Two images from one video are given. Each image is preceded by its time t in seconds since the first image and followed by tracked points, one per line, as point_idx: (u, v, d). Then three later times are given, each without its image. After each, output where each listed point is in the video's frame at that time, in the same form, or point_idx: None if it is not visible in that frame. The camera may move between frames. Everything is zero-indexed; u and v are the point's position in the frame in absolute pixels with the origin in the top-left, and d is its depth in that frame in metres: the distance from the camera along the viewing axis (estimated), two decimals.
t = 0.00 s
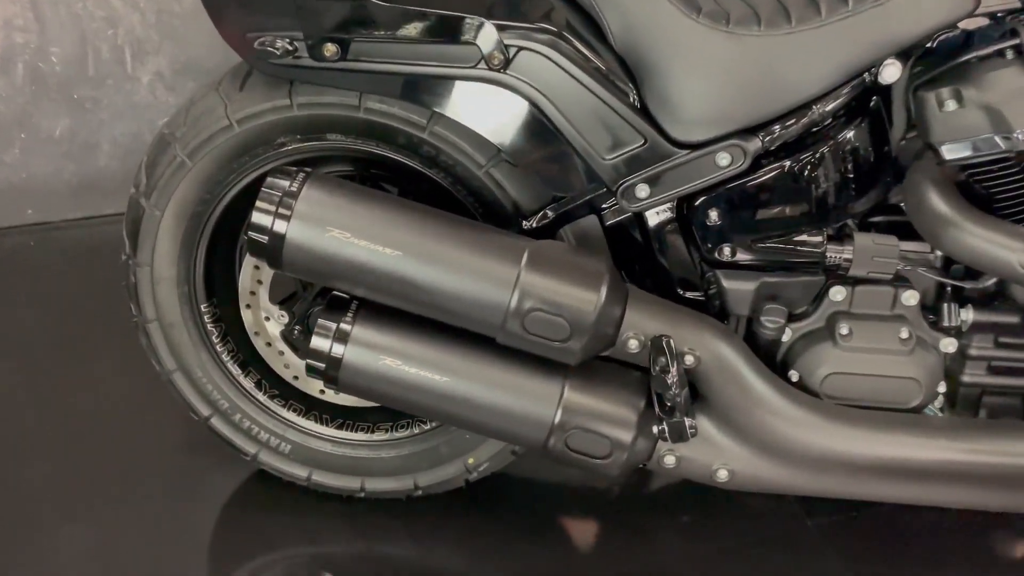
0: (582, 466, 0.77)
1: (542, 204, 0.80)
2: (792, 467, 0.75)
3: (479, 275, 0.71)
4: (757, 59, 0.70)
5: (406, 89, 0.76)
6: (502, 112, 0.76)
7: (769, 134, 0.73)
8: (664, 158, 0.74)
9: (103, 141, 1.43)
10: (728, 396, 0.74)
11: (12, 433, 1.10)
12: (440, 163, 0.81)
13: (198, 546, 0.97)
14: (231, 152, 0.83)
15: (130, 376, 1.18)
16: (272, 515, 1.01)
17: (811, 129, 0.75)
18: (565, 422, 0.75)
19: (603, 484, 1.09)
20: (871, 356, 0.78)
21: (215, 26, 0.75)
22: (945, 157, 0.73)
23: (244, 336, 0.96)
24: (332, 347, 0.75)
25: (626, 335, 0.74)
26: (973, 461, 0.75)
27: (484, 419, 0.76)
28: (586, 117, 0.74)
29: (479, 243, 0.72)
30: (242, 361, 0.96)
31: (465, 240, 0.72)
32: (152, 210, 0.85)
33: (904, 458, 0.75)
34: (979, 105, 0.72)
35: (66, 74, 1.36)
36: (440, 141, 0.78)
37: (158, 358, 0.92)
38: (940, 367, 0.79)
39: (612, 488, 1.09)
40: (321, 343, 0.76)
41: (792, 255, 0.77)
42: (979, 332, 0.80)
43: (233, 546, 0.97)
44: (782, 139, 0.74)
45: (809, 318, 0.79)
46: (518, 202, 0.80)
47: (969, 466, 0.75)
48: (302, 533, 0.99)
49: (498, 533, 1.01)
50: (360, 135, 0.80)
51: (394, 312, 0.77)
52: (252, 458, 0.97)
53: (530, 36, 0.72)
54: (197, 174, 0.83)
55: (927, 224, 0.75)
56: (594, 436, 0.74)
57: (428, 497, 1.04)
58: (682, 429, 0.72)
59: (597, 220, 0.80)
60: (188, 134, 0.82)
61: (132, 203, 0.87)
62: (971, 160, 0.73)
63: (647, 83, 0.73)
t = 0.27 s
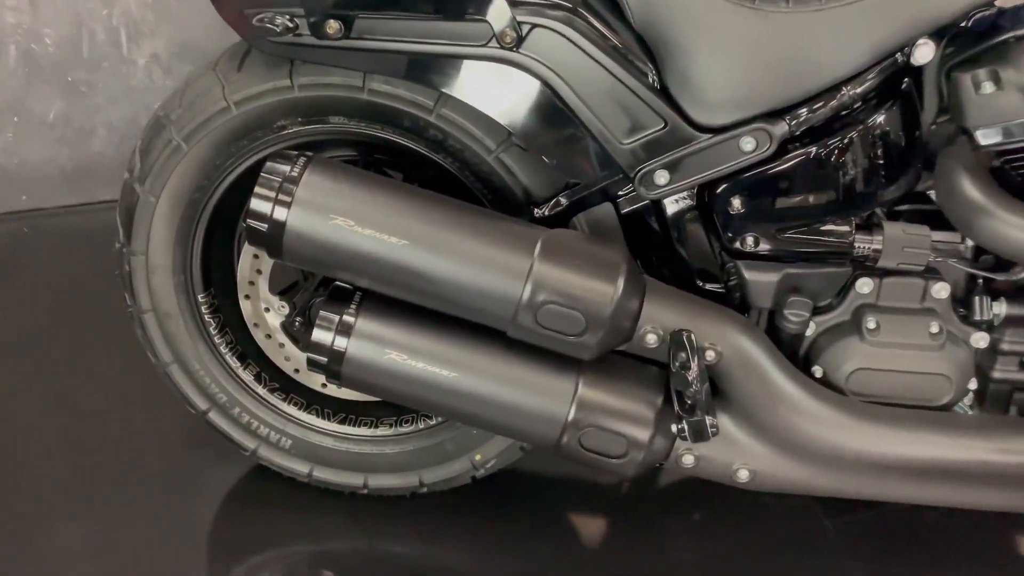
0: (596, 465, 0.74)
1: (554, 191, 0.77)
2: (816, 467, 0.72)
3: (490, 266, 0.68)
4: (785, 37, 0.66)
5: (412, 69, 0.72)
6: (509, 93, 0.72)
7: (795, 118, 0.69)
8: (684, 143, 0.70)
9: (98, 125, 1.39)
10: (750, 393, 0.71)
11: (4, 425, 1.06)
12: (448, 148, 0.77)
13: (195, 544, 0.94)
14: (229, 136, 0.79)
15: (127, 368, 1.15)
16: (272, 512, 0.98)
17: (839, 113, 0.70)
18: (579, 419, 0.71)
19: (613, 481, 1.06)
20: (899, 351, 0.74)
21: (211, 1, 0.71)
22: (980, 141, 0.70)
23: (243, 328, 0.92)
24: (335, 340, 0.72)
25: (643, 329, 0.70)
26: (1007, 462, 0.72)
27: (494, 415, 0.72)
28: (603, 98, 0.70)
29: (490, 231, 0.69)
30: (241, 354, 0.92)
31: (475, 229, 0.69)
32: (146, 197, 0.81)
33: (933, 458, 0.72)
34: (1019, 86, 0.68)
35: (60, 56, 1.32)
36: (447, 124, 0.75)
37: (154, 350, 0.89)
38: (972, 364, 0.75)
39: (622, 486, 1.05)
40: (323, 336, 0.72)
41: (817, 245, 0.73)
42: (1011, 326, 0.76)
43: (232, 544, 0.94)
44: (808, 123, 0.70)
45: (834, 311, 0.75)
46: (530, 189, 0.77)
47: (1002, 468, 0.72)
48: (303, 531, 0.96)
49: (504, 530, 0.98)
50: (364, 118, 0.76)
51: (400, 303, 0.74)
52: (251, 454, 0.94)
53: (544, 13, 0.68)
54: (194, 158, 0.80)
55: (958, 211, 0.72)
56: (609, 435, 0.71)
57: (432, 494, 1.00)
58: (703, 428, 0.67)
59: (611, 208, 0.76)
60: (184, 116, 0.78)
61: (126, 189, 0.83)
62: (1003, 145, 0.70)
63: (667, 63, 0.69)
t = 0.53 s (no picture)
0: (608, 468, 0.71)
1: (564, 183, 0.74)
2: (836, 470, 0.69)
3: (498, 262, 0.65)
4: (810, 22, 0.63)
5: (416, 54, 0.69)
6: (517, 80, 0.70)
7: (821, 107, 0.66)
8: (702, 133, 0.67)
9: (93, 113, 1.35)
10: (769, 394, 0.68)
11: None
12: (454, 138, 0.74)
13: (193, 544, 0.91)
14: (226, 124, 0.76)
15: (123, 363, 1.12)
16: (272, 511, 0.95)
17: (865, 102, 0.68)
18: (591, 421, 0.68)
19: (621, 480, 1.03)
20: (923, 350, 0.72)
21: None
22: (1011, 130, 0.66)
23: (241, 323, 0.90)
24: (337, 339, 0.69)
25: (658, 327, 0.68)
26: None
27: (502, 416, 0.70)
28: (617, 86, 0.66)
29: (499, 225, 0.66)
30: (239, 350, 0.89)
31: (484, 223, 0.66)
32: (140, 187, 0.78)
33: (958, 462, 0.69)
34: None
35: (53, 41, 1.28)
36: (453, 113, 0.71)
37: (149, 346, 0.86)
38: (998, 363, 0.73)
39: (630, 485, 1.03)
40: (324, 333, 0.70)
41: (840, 240, 0.70)
42: None
43: (231, 545, 0.91)
44: (830, 113, 0.66)
45: (855, 309, 0.73)
46: (539, 181, 0.74)
47: None
48: (304, 531, 0.93)
49: (512, 530, 0.95)
50: (367, 107, 0.74)
51: (405, 300, 0.71)
52: (250, 452, 0.91)
53: None
54: (189, 147, 0.77)
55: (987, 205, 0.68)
56: (622, 437, 0.68)
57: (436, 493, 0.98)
58: (720, 430, 0.64)
59: (624, 200, 0.73)
60: (179, 103, 0.75)
61: (119, 180, 0.80)
62: None
63: (685, 49, 0.66)
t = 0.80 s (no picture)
0: (620, 470, 0.68)
1: (574, 173, 0.71)
2: (856, 472, 0.67)
3: (507, 256, 0.62)
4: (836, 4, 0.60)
5: (418, 38, 0.64)
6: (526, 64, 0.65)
7: (846, 93, 0.63)
8: (720, 121, 0.64)
9: (87, 100, 1.32)
10: (789, 394, 0.65)
11: None
12: (459, 126, 0.71)
13: (188, 543, 0.87)
14: (222, 111, 0.73)
15: (114, 356, 1.08)
16: (270, 510, 0.91)
17: (892, 88, 0.64)
18: (603, 421, 0.66)
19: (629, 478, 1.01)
20: (947, 349, 0.69)
21: None
22: None
23: (238, 318, 0.87)
24: (338, 336, 0.66)
25: (674, 324, 0.64)
26: None
27: (510, 417, 0.67)
28: (633, 71, 0.63)
29: (508, 218, 0.63)
30: (236, 346, 0.86)
31: (492, 215, 0.63)
32: (132, 177, 0.75)
33: (986, 463, 0.66)
34: None
35: (45, 26, 1.25)
36: (459, 100, 0.68)
37: (143, 342, 0.83)
38: None
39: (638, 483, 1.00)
40: (325, 330, 0.67)
41: (864, 233, 0.67)
42: None
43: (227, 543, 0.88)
44: (855, 100, 0.63)
45: (878, 304, 0.70)
46: (548, 171, 0.71)
47: None
48: (303, 531, 0.90)
49: (516, 530, 0.92)
50: (370, 93, 0.70)
51: (408, 295, 0.68)
52: (248, 451, 0.88)
53: None
54: (184, 136, 0.74)
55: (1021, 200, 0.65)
56: (636, 438, 0.65)
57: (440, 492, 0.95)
58: (739, 432, 0.61)
59: (637, 190, 0.70)
60: (172, 89, 0.72)
61: (111, 169, 0.77)
62: None
63: (704, 32, 0.63)
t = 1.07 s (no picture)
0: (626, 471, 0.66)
1: (580, 162, 0.69)
2: (872, 473, 0.65)
3: (511, 250, 0.59)
4: None
5: (417, 22, 0.61)
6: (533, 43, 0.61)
7: (866, 78, 0.60)
8: (733, 109, 0.61)
9: (76, 88, 1.28)
10: (803, 393, 0.63)
11: None
12: (459, 114, 0.68)
13: (179, 544, 0.85)
14: (212, 98, 0.70)
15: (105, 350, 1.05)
16: (265, 509, 0.89)
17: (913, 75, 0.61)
18: (610, 420, 0.63)
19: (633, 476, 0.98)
20: (965, 346, 0.67)
21: None
22: None
23: (230, 312, 0.84)
24: (334, 332, 0.64)
25: (684, 320, 0.62)
26: None
27: (512, 416, 0.65)
28: (642, 56, 0.60)
29: (512, 209, 0.60)
30: (229, 342, 0.84)
31: (495, 206, 0.60)
32: (120, 167, 0.72)
33: (1006, 463, 0.64)
34: None
35: (33, 12, 1.21)
36: (460, 86, 0.65)
37: (132, 337, 0.80)
38: None
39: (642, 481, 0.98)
40: (320, 326, 0.64)
41: (881, 225, 0.64)
42: None
43: (220, 545, 0.85)
44: (876, 86, 0.60)
45: (895, 300, 0.68)
46: (553, 161, 0.68)
47: None
48: (297, 529, 0.87)
49: (517, 526, 0.89)
50: (368, 79, 0.68)
51: (408, 290, 0.65)
52: (241, 449, 0.86)
53: None
54: (173, 124, 0.71)
55: None
56: (644, 439, 0.63)
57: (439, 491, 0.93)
58: (752, 432, 0.58)
59: (645, 181, 0.68)
60: (160, 74, 0.69)
61: (98, 158, 0.74)
62: None
63: (716, 16, 0.60)
